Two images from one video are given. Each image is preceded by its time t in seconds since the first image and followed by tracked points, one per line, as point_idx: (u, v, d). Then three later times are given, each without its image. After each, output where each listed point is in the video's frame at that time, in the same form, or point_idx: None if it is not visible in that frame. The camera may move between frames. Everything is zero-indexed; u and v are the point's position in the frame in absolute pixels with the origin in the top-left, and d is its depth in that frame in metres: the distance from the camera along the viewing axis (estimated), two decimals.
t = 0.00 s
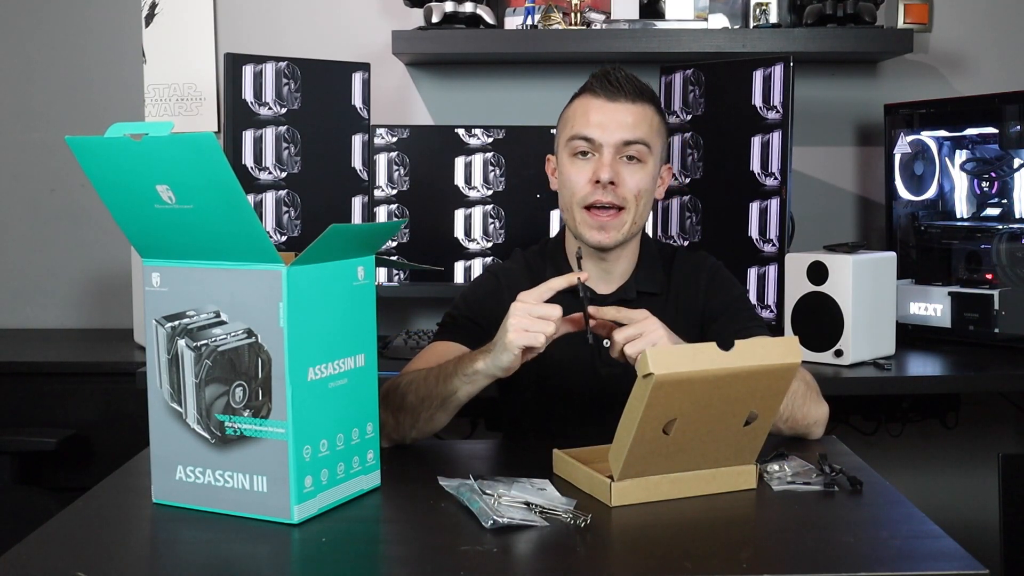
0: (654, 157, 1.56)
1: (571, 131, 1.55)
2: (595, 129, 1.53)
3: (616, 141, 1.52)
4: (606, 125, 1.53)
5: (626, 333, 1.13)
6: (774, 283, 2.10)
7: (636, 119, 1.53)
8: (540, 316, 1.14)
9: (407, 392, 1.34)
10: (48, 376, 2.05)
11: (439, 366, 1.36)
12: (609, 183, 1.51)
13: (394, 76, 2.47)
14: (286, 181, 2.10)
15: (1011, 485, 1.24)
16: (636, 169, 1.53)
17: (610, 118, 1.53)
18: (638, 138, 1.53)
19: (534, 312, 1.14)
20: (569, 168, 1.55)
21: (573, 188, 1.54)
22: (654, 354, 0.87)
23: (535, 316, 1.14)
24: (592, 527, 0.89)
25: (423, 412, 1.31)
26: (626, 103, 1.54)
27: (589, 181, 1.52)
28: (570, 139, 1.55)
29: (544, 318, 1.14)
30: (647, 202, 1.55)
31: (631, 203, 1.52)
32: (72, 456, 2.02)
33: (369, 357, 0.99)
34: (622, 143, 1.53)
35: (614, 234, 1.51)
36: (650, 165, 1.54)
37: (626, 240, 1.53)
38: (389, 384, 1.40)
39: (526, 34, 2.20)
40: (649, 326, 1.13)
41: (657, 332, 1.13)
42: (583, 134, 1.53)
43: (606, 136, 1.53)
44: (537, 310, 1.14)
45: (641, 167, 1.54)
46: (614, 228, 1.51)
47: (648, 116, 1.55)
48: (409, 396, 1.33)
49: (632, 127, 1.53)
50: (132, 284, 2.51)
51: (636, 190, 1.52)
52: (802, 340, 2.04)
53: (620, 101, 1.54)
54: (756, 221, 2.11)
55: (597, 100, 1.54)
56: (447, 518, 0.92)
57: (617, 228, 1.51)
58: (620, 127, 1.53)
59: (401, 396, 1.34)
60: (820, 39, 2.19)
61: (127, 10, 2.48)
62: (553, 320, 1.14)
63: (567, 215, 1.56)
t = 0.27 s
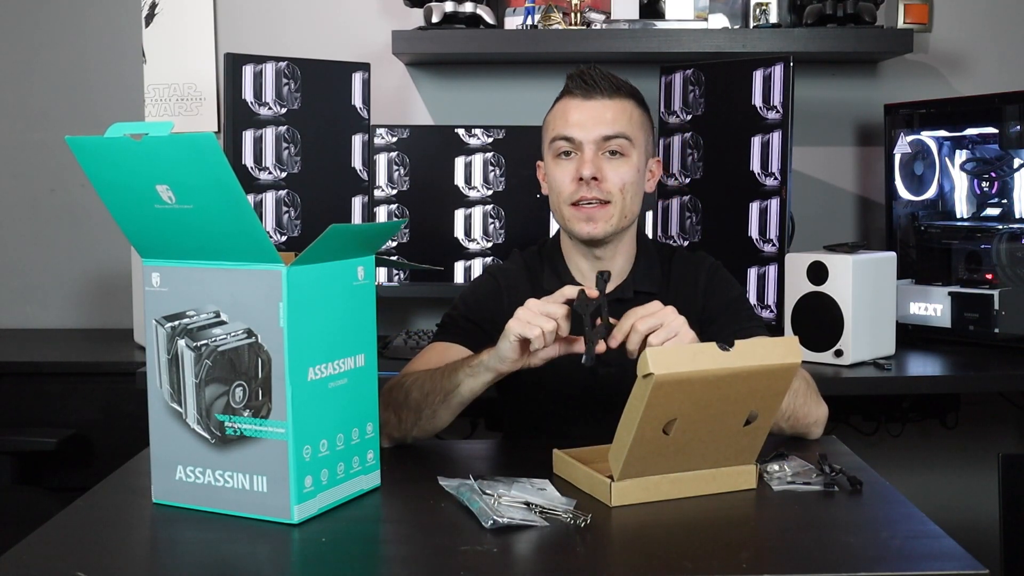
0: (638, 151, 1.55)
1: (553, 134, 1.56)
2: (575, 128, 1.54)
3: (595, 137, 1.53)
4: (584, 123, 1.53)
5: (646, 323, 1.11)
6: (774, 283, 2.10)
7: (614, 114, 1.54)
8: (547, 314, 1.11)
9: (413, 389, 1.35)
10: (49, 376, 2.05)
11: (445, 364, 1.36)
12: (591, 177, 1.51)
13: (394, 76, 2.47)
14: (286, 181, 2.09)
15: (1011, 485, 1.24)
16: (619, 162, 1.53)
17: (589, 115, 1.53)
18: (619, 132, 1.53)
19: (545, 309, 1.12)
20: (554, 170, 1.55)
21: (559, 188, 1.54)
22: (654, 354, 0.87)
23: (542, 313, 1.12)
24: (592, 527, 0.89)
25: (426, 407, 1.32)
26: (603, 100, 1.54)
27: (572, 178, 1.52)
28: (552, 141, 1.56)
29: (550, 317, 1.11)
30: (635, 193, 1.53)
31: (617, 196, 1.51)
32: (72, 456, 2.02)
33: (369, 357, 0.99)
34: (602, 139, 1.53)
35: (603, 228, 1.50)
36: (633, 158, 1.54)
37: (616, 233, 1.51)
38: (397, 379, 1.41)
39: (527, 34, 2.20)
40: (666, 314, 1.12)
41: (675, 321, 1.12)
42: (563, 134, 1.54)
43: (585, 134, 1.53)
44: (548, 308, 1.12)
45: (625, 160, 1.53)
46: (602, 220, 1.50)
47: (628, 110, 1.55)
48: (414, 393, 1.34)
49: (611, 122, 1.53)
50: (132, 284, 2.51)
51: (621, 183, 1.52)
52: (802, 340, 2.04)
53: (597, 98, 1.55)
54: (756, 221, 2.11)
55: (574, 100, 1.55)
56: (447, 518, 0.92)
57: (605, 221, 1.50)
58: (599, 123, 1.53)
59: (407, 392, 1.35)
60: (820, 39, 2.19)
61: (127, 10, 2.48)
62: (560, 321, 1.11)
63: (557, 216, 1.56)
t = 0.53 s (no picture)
0: (633, 148, 1.55)
1: (548, 132, 1.56)
2: (569, 126, 1.53)
3: (590, 135, 1.52)
4: (579, 120, 1.53)
5: (657, 325, 1.09)
6: (774, 283, 2.10)
7: (608, 112, 1.53)
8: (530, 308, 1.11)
9: (415, 387, 1.35)
10: (49, 376, 2.05)
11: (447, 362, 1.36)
12: (586, 174, 1.50)
13: (394, 76, 2.47)
14: (286, 181, 2.09)
15: (1011, 485, 1.24)
16: (614, 159, 1.52)
17: (583, 113, 1.53)
18: (613, 129, 1.53)
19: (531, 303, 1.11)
20: (549, 168, 1.54)
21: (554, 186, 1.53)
22: (654, 354, 0.87)
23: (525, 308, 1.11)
24: (592, 527, 0.89)
25: (426, 405, 1.32)
26: (597, 98, 1.54)
27: (567, 175, 1.51)
28: (547, 140, 1.55)
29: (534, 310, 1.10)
30: (630, 190, 1.52)
31: (612, 192, 1.50)
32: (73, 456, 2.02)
33: (369, 357, 0.99)
34: (597, 136, 1.52)
35: (598, 224, 1.49)
36: (629, 154, 1.53)
37: (611, 229, 1.51)
38: (400, 377, 1.41)
39: (527, 34, 2.20)
40: (678, 317, 1.10)
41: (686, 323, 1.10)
42: (558, 132, 1.53)
43: (579, 132, 1.53)
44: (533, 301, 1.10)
45: (620, 158, 1.52)
46: (596, 217, 1.49)
47: (621, 108, 1.55)
48: (415, 391, 1.34)
49: (605, 119, 1.53)
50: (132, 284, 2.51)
51: (616, 179, 1.51)
52: (802, 340, 2.04)
53: (591, 96, 1.54)
54: (756, 221, 2.11)
55: (568, 98, 1.55)
56: (447, 518, 0.92)
57: (601, 217, 1.49)
58: (593, 120, 1.53)
59: (408, 390, 1.35)
60: (820, 39, 2.19)
61: (127, 10, 2.48)
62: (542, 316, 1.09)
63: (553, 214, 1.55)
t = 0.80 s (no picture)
0: (633, 148, 1.55)
1: (546, 134, 1.56)
2: (568, 128, 1.53)
3: (589, 136, 1.52)
4: (577, 121, 1.53)
5: (662, 313, 1.14)
6: (774, 283, 2.10)
7: (606, 113, 1.53)
8: (556, 319, 1.13)
9: (413, 387, 1.35)
10: (49, 376, 2.05)
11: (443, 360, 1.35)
12: (585, 175, 1.50)
13: (394, 76, 2.47)
14: (286, 181, 2.09)
15: (1011, 485, 1.24)
16: (614, 160, 1.52)
17: (581, 114, 1.53)
18: (612, 130, 1.53)
19: (553, 310, 1.14)
20: (549, 170, 1.54)
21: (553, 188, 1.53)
22: (654, 354, 0.87)
23: (550, 318, 1.14)
24: (591, 527, 0.89)
25: (426, 407, 1.32)
26: (595, 99, 1.54)
27: (567, 177, 1.51)
28: (546, 142, 1.55)
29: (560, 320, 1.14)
30: (630, 191, 1.52)
31: (612, 193, 1.50)
32: (73, 456, 2.02)
33: (369, 357, 0.99)
34: (596, 137, 1.52)
35: (599, 225, 1.49)
36: (628, 155, 1.53)
37: (612, 229, 1.50)
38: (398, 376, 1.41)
39: (527, 34, 2.20)
40: (685, 309, 1.15)
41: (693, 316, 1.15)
42: (557, 134, 1.53)
43: (578, 133, 1.52)
44: (557, 308, 1.13)
45: (619, 159, 1.52)
46: (597, 218, 1.49)
47: (619, 108, 1.55)
48: (413, 391, 1.34)
49: (603, 120, 1.53)
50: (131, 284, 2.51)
51: (615, 180, 1.51)
52: (802, 340, 2.04)
53: (589, 97, 1.55)
54: (756, 221, 2.11)
55: (566, 100, 1.55)
56: (447, 518, 0.92)
57: (601, 218, 1.49)
58: (591, 121, 1.53)
59: (406, 390, 1.35)
60: (820, 39, 2.19)
61: (127, 10, 2.48)
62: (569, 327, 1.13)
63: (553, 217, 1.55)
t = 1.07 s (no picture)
0: (632, 149, 1.55)
1: (546, 135, 1.56)
2: (567, 128, 1.53)
3: (588, 137, 1.52)
4: (577, 122, 1.52)
5: (665, 307, 1.15)
6: (774, 283, 2.10)
7: (606, 114, 1.53)
8: (552, 315, 1.16)
9: (410, 386, 1.35)
10: (49, 377, 2.05)
11: (442, 360, 1.35)
12: (585, 177, 1.49)
13: (394, 76, 2.47)
14: (286, 181, 2.09)
15: (1011, 485, 1.24)
16: (614, 161, 1.52)
17: (580, 114, 1.52)
18: (611, 131, 1.53)
19: (548, 306, 1.16)
20: (548, 171, 1.54)
21: (553, 189, 1.53)
22: (654, 354, 0.87)
23: (546, 314, 1.16)
24: (591, 527, 0.89)
25: (425, 408, 1.32)
26: (594, 100, 1.54)
27: (567, 178, 1.51)
28: (545, 142, 1.55)
29: (556, 316, 1.16)
30: (629, 193, 1.52)
31: (611, 194, 1.50)
32: (73, 456, 2.02)
33: (369, 357, 0.99)
34: (596, 138, 1.52)
35: (599, 227, 1.49)
36: (628, 156, 1.53)
37: (612, 231, 1.50)
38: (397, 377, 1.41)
39: (527, 34, 2.20)
40: (689, 303, 1.16)
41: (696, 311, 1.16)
42: (556, 135, 1.53)
43: (578, 134, 1.52)
44: (551, 304, 1.15)
45: (619, 160, 1.52)
46: (597, 220, 1.49)
47: (618, 109, 1.55)
48: (411, 391, 1.34)
49: (603, 121, 1.53)
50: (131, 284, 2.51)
51: (615, 181, 1.51)
52: (802, 340, 2.04)
53: (588, 97, 1.54)
54: (756, 221, 2.11)
55: (565, 100, 1.54)
56: (447, 518, 0.92)
57: (601, 220, 1.49)
58: (591, 122, 1.52)
59: (405, 390, 1.35)
60: (820, 38, 2.19)
61: (127, 10, 2.48)
62: (566, 320, 1.16)
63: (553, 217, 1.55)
